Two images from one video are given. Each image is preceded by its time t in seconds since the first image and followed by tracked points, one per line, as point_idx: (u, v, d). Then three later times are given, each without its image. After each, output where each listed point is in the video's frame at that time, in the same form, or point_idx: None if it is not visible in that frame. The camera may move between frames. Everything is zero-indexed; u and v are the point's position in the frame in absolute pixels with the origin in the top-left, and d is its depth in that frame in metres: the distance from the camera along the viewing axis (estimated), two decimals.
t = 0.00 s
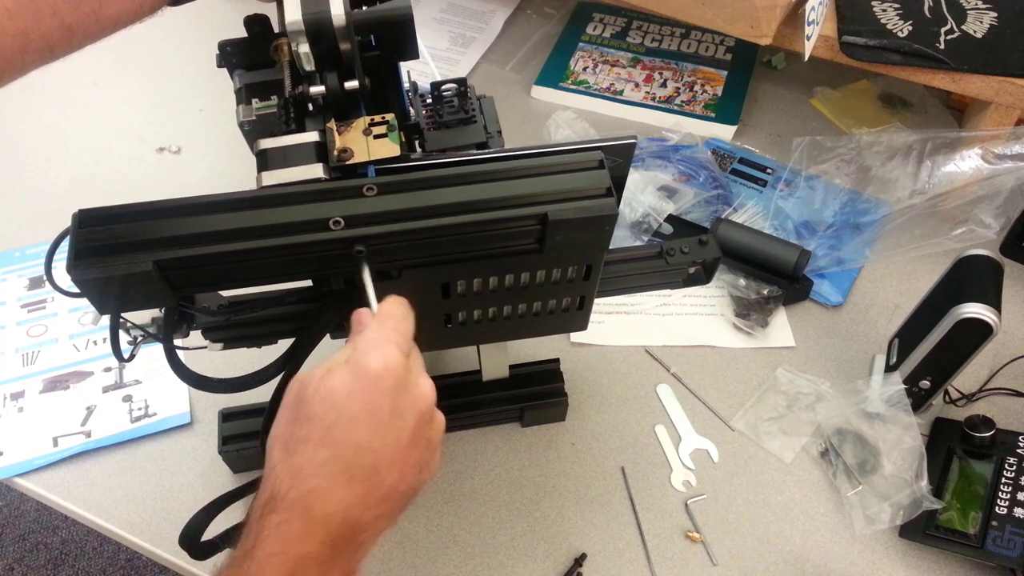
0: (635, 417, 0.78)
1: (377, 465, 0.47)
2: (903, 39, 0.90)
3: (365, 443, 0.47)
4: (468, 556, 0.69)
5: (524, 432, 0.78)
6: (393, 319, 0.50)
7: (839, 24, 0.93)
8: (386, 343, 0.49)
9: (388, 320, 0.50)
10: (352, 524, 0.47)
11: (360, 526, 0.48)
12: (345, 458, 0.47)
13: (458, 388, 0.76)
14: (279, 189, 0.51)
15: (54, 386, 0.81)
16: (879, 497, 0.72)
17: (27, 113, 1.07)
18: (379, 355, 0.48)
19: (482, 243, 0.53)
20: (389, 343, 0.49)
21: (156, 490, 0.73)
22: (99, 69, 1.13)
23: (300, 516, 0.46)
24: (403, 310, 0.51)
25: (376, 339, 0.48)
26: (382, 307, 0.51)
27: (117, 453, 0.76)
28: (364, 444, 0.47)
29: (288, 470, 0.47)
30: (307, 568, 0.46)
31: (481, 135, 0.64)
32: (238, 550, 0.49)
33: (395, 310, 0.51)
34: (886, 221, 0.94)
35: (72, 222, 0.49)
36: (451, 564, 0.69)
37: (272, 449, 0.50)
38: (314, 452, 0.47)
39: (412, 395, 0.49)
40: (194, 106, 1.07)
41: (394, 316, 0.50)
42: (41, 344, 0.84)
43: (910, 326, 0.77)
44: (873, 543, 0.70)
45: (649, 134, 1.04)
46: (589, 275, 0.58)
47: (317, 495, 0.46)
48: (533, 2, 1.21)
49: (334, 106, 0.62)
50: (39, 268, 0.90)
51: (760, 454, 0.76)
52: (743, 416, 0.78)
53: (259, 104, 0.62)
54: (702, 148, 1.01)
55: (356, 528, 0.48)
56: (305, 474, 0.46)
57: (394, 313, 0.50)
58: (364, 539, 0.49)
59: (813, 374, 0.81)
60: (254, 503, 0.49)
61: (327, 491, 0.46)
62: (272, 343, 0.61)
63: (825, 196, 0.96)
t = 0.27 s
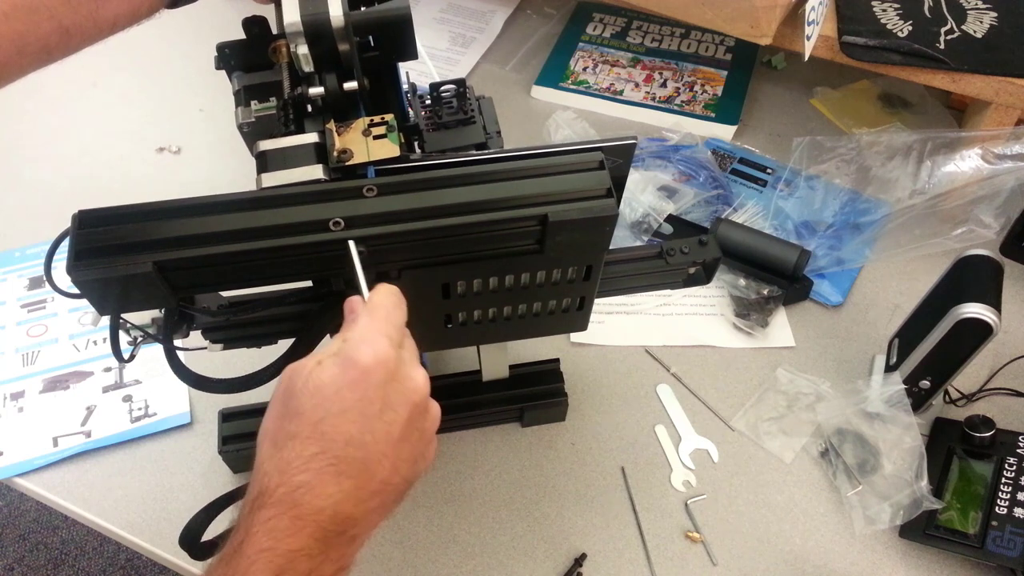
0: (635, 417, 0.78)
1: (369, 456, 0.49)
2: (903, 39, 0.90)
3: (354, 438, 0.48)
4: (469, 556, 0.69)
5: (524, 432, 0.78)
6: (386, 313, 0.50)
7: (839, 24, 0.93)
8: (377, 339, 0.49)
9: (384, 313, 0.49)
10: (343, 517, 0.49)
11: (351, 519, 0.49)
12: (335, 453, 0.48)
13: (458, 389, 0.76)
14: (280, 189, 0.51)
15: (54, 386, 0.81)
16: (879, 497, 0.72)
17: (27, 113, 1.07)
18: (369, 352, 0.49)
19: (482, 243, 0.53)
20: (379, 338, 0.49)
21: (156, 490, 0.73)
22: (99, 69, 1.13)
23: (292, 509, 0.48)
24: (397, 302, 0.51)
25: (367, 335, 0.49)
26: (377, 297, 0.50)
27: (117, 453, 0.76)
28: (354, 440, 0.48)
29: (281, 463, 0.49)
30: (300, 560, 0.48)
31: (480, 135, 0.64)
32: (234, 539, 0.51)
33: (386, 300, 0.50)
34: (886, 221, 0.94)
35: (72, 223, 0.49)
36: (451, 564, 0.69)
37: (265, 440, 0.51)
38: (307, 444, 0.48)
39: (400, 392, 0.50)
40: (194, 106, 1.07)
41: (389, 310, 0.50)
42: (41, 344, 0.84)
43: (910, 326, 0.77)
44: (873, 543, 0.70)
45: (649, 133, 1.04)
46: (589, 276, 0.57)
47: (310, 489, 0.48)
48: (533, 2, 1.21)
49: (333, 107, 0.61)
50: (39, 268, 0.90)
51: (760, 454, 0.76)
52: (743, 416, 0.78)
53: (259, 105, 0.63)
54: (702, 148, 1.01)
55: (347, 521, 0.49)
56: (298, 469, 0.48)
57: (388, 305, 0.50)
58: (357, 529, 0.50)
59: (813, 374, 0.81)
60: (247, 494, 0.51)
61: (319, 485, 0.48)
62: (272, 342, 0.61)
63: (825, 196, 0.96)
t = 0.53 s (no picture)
0: (635, 417, 0.78)
1: (374, 467, 0.49)
2: (903, 39, 0.89)
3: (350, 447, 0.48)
4: (468, 556, 0.69)
5: (524, 432, 0.78)
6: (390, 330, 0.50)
7: (839, 24, 0.92)
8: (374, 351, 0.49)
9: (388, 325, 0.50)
10: (345, 528, 0.49)
11: (354, 529, 0.49)
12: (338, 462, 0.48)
13: (458, 389, 0.76)
14: (280, 189, 0.51)
15: (54, 386, 0.80)
16: (880, 498, 0.72)
17: (26, 112, 1.07)
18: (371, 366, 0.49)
19: (482, 243, 0.53)
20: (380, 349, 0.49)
21: (156, 490, 0.73)
22: (98, 69, 1.13)
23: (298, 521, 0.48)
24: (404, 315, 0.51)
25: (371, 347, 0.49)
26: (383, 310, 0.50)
27: (116, 453, 0.75)
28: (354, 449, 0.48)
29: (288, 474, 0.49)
30: (302, 568, 0.48)
31: (479, 134, 0.65)
32: (239, 544, 0.51)
33: (395, 311, 0.50)
34: (887, 221, 0.94)
35: (71, 224, 0.49)
36: (451, 564, 0.69)
37: (272, 452, 0.51)
38: (311, 454, 0.48)
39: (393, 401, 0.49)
40: (193, 106, 1.07)
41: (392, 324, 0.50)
42: (40, 345, 0.84)
43: (910, 327, 0.77)
44: (873, 543, 0.70)
45: (649, 133, 1.04)
46: (590, 276, 0.57)
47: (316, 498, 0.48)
48: (533, 2, 1.21)
49: (332, 107, 0.60)
50: (38, 268, 0.90)
51: (761, 454, 0.76)
52: (743, 416, 0.78)
53: (257, 105, 0.63)
54: (703, 148, 1.01)
55: (350, 531, 0.49)
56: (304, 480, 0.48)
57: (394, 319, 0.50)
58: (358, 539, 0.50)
59: (814, 374, 0.81)
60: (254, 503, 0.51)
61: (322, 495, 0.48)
62: (272, 343, 0.61)
63: (825, 196, 0.96)
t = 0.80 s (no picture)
0: (635, 418, 0.78)
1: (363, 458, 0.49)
2: (903, 39, 0.89)
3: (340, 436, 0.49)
4: (468, 557, 0.69)
5: (524, 432, 0.78)
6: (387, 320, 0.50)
7: (839, 24, 0.92)
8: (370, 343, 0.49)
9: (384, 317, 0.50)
10: (334, 514, 0.49)
11: (344, 517, 0.49)
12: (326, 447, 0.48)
13: (458, 389, 0.76)
14: (280, 189, 0.51)
15: (54, 386, 0.80)
16: (880, 497, 0.72)
17: (26, 112, 1.07)
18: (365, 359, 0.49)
19: (482, 243, 0.53)
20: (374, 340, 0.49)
21: (156, 490, 0.73)
22: (98, 69, 1.13)
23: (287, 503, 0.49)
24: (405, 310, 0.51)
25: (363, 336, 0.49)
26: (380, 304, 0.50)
27: (116, 453, 0.75)
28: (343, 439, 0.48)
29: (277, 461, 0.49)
30: (294, 553, 0.49)
31: (480, 134, 0.65)
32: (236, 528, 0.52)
33: (391, 305, 0.50)
34: (887, 221, 0.94)
35: (71, 224, 0.49)
36: (451, 564, 0.69)
37: (267, 443, 0.52)
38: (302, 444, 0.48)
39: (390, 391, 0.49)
40: (194, 106, 1.07)
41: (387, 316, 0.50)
42: (40, 344, 0.84)
43: (910, 326, 0.77)
44: (873, 543, 0.70)
45: (649, 133, 1.04)
46: (589, 275, 0.57)
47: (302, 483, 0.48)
48: (533, 2, 1.21)
49: (332, 106, 0.60)
50: (38, 268, 0.90)
51: (761, 454, 0.76)
52: (743, 416, 0.78)
53: (258, 105, 0.63)
54: (702, 148, 1.01)
55: (339, 518, 0.49)
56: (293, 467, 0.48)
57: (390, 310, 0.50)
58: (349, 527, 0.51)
59: (814, 374, 0.81)
60: (248, 492, 0.52)
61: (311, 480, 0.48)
62: (272, 342, 0.61)
63: (825, 196, 0.96)
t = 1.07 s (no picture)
0: (635, 418, 0.78)
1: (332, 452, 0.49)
2: (903, 39, 0.89)
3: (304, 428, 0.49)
4: (468, 556, 0.69)
5: (523, 432, 0.78)
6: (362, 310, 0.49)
7: (839, 24, 0.92)
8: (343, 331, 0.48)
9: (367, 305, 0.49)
10: (298, 503, 0.49)
11: (306, 505, 0.49)
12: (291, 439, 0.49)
13: (458, 389, 0.76)
14: (280, 189, 0.51)
15: (54, 386, 0.80)
16: (880, 498, 0.72)
17: (27, 112, 1.07)
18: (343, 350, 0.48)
19: (481, 242, 0.53)
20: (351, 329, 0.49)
21: (156, 490, 0.73)
22: (98, 69, 1.13)
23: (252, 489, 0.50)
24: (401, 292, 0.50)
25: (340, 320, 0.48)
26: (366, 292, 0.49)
27: (116, 453, 0.75)
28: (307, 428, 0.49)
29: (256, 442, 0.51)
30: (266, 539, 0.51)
31: (480, 134, 0.65)
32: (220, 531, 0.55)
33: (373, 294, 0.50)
34: (887, 221, 0.94)
35: (71, 223, 0.49)
36: (451, 564, 0.69)
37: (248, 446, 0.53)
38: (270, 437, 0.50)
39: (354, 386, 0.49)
40: (194, 106, 1.07)
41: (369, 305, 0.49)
42: (40, 344, 0.84)
43: (910, 326, 0.77)
44: (873, 543, 0.70)
45: (649, 133, 1.04)
46: (589, 275, 0.57)
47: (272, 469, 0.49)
48: (533, 2, 1.21)
49: (332, 106, 0.60)
50: (38, 268, 0.90)
51: (761, 454, 0.76)
52: (743, 416, 0.78)
53: (258, 105, 0.63)
54: (703, 148, 1.01)
55: (301, 506, 0.49)
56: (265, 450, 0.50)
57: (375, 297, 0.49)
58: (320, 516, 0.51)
59: (814, 374, 0.81)
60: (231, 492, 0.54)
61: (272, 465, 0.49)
62: (272, 342, 0.61)
63: (825, 196, 0.96)
